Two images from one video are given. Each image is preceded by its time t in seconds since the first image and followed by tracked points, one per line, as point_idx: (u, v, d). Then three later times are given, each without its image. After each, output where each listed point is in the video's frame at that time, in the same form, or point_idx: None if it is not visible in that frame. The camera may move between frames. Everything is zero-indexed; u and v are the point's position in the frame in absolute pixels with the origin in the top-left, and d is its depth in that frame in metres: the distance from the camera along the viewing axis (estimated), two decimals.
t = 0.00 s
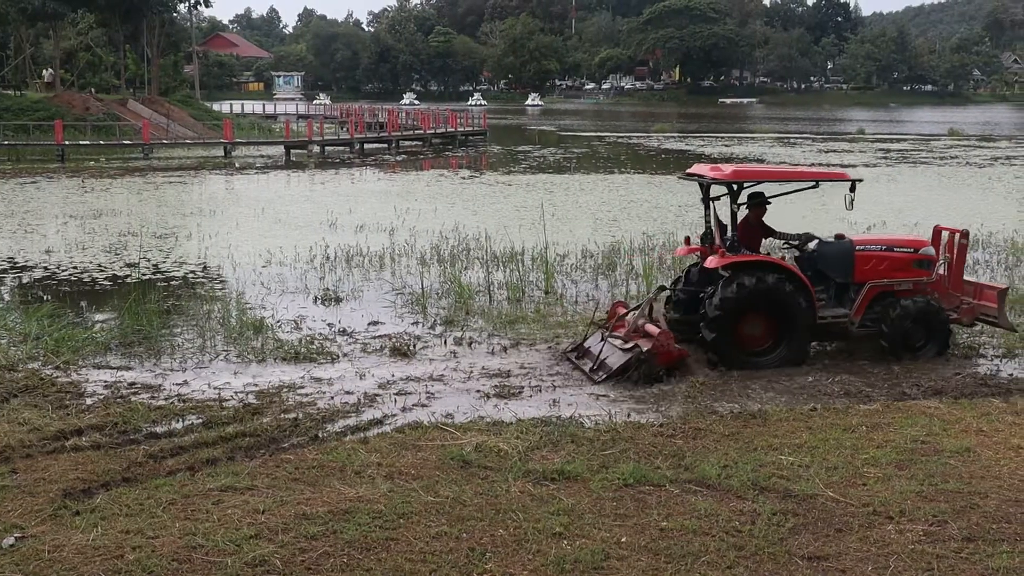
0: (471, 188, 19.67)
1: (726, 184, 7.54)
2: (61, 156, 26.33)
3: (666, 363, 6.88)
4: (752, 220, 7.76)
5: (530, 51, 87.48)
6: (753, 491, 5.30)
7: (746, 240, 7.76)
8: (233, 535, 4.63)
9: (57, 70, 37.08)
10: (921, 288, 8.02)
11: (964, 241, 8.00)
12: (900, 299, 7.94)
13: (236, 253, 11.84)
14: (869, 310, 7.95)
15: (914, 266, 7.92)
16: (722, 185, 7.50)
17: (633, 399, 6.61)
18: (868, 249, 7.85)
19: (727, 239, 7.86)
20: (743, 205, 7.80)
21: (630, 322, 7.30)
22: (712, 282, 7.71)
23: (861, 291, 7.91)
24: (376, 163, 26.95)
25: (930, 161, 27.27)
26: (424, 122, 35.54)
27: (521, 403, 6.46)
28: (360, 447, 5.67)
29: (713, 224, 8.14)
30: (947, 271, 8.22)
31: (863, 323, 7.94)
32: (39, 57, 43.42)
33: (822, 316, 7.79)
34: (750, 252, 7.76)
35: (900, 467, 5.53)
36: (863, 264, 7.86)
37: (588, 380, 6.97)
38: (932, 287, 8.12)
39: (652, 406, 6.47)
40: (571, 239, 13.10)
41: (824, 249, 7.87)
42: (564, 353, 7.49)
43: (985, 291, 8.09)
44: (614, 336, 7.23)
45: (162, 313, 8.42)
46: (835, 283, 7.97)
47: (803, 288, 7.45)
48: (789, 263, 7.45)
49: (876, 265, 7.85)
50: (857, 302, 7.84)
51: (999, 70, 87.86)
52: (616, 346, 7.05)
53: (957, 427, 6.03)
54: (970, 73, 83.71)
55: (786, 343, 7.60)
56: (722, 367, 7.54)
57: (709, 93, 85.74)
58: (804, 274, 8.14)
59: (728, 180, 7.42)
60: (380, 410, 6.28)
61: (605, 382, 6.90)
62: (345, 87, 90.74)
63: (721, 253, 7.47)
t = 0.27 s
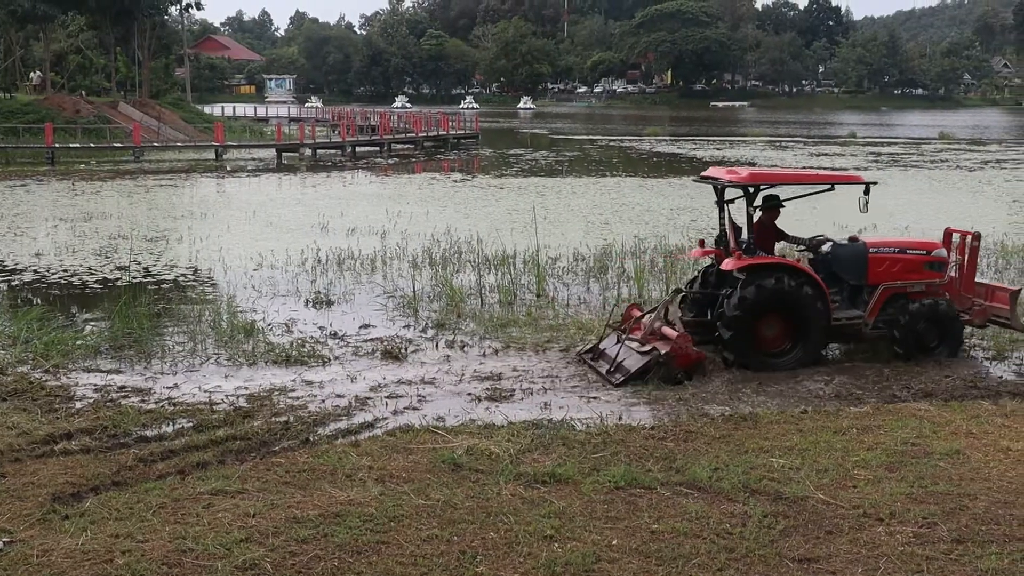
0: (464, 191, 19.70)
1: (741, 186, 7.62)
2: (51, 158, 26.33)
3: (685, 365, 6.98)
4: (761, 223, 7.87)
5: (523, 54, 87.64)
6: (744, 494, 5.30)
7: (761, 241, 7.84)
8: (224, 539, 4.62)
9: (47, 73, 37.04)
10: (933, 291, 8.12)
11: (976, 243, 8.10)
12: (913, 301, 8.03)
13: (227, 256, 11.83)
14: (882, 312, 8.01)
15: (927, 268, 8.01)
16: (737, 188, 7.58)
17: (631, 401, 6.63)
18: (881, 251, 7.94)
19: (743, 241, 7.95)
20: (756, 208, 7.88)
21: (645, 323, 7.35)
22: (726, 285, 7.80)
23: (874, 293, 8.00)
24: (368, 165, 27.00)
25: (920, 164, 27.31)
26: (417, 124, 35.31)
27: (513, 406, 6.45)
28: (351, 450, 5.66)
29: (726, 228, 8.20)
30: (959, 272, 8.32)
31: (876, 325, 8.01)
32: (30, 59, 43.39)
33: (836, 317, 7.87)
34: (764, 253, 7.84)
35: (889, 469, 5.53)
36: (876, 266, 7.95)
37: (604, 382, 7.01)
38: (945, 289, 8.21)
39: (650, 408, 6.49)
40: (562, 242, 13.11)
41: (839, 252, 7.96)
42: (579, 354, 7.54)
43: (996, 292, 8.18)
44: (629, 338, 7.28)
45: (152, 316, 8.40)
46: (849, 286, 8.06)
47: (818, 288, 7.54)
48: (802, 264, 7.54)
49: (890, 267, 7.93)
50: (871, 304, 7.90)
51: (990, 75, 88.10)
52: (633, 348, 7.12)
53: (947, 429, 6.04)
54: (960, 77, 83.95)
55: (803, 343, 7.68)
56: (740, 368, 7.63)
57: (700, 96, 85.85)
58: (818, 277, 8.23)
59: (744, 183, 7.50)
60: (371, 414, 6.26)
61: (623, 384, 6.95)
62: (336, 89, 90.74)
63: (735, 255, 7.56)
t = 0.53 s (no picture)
0: (444, 192, 19.71)
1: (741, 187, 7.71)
2: (26, 159, 26.09)
3: (688, 365, 7.01)
4: (762, 223, 7.96)
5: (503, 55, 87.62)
6: (723, 494, 5.32)
7: (761, 242, 7.93)
8: (202, 542, 4.60)
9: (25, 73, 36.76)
10: (929, 291, 8.25)
11: (972, 243, 8.26)
12: (910, 301, 8.15)
13: (206, 258, 11.77)
14: (880, 312, 8.14)
15: (923, 268, 8.14)
16: (739, 189, 7.63)
17: (615, 401, 6.65)
18: (878, 252, 8.06)
19: (743, 241, 8.05)
20: (756, 208, 7.97)
21: (646, 323, 7.37)
22: (726, 285, 7.91)
23: (872, 293, 8.12)
24: (348, 167, 26.87)
25: (899, 166, 27.41)
26: (396, 125, 35.45)
27: (493, 407, 6.45)
28: (330, 452, 5.64)
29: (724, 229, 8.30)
30: (955, 273, 8.47)
31: (874, 326, 8.13)
32: (8, 59, 43.06)
33: (835, 317, 7.98)
34: (765, 253, 7.93)
35: (867, 469, 5.56)
36: (874, 267, 8.07)
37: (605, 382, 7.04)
38: (941, 289, 8.36)
39: (637, 408, 6.52)
40: (543, 243, 13.09)
41: (838, 252, 8.07)
42: (580, 356, 7.57)
43: (992, 292, 8.33)
44: (631, 338, 7.33)
45: (130, 318, 8.35)
46: (847, 286, 8.16)
47: (817, 285, 7.66)
48: (801, 263, 7.67)
49: (888, 267, 8.06)
50: (869, 305, 8.02)
51: (967, 77, 88.54)
52: (636, 348, 7.16)
53: (924, 430, 6.06)
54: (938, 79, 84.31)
55: (805, 341, 7.79)
56: (743, 367, 7.73)
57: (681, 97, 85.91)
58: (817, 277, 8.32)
59: (746, 184, 7.57)
60: (351, 415, 6.25)
61: (627, 384, 7.01)
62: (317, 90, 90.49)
63: (735, 255, 7.67)
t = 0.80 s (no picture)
0: (404, 196, 19.71)
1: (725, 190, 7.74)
2: None
3: (674, 368, 7.01)
4: (744, 223, 8.02)
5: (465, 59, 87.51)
6: (683, 498, 5.34)
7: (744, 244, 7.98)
8: (158, 550, 4.57)
9: None
10: (908, 292, 8.36)
11: (948, 246, 8.41)
12: (889, 302, 8.27)
13: (165, 262, 11.70)
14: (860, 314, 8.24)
15: (902, 270, 8.27)
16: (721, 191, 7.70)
17: (578, 404, 6.66)
18: (857, 254, 8.17)
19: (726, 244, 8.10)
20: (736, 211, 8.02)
21: (631, 327, 7.42)
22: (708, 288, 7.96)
23: (851, 294, 8.22)
24: (308, 171, 26.82)
25: (858, 171, 27.67)
26: (357, 130, 35.47)
27: (453, 412, 6.42)
28: (290, 459, 5.62)
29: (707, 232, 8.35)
30: (932, 274, 8.65)
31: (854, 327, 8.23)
32: None
33: (817, 319, 8.07)
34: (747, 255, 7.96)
35: (826, 472, 5.59)
36: (853, 269, 8.18)
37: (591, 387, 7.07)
38: (918, 291, 8.51)
39: (601, 411, 6.53)
40: (504, 247, 13.13)
41: (817, 255, 8.15)
42: (566, 360, 7.61)
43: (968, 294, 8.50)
44: (616, 341, 7.37)
45: (87, 325, 8.28)
46: (828, 287, 8.25)
47: (800, 287, 7.73)
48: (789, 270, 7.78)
49: (867, 269, 8.17)
50: (849, 306, 8.13)
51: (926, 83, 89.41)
52: (622, 352, 7.20)
53: (882, 432, 6.10)
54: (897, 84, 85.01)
55: (787, 342, 7.86)
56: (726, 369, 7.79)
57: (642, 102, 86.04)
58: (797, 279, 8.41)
59: (729, 186, 7.62)
60: (311, 421, 6.23)
61: (614, 388, 7.03)
62: (277, 94, 89.66)
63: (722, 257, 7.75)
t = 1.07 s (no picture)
0: (352, 205, 19.63)
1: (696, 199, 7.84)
2: None
3: (647, 375, 7.14)
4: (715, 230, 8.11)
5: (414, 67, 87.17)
6: (631, 506, 5.35)
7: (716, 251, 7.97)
8: (100, 565, 4.51)
9: None
10: (872, 299, 8.54)
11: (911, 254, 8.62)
12: (854, 310, 8.43)
13: (109, 272, 11.57)
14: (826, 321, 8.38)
15: (866, 278, 8.44)
16: (693, 200, 7.78)
17: (527, 413, 6.65)
18: (824, 262, 8.32)
19: (696, 252, 8.19)
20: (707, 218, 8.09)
21: (603, 335, 7.54)
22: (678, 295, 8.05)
23: (818, 302, 8.35)
24: (256, 179, 26.57)
25: (805, 179, 28.01)
26: (306, 137, 35.30)
27: (401, 422, 6.40)
28: (235, 470, 5.57)
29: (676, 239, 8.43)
30: (894, 283, 8.86)
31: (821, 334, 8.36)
32: None
33: (786, 326, 8.18)
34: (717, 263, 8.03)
35: (773, 479, 5.63)
36: (820, 277, 8.32)
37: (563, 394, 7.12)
38: (882, 298, 8.69)
39: (550, 420, 6.53)
40: (453, 255, 13.14)
41: (785, 262, 8.24)
42: (537, 368, 7.69)
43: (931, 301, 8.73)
44: (588, 348, 7.46)
45: (30, 337, 8.17)
46: (795, 295, 8.36)
47: (769, 295, 7.86)
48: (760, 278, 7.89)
49: (832, 277, 8.33)
50: (816, 313, 8.26)
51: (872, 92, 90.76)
52: (594, 358, 7.30)
53: (829, 439, 6.16)
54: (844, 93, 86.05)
55: (758, 349, 8.01)
56: (697, 376, 7.91)
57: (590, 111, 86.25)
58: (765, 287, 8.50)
59: (701, 195, 7.69)
60: (258, 432, 6.18)
61: (588, 395, 7.12)
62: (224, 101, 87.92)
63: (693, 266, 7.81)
